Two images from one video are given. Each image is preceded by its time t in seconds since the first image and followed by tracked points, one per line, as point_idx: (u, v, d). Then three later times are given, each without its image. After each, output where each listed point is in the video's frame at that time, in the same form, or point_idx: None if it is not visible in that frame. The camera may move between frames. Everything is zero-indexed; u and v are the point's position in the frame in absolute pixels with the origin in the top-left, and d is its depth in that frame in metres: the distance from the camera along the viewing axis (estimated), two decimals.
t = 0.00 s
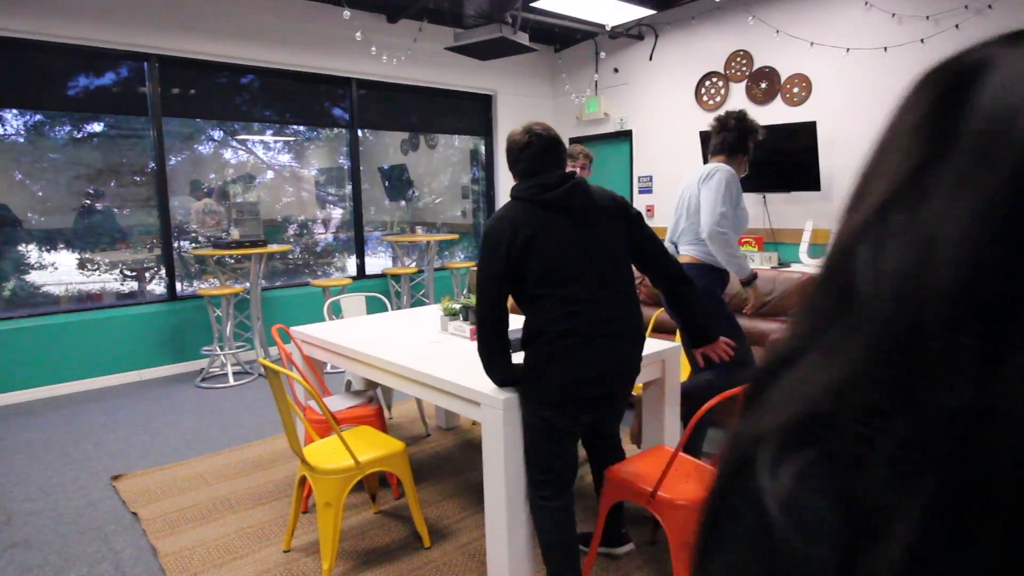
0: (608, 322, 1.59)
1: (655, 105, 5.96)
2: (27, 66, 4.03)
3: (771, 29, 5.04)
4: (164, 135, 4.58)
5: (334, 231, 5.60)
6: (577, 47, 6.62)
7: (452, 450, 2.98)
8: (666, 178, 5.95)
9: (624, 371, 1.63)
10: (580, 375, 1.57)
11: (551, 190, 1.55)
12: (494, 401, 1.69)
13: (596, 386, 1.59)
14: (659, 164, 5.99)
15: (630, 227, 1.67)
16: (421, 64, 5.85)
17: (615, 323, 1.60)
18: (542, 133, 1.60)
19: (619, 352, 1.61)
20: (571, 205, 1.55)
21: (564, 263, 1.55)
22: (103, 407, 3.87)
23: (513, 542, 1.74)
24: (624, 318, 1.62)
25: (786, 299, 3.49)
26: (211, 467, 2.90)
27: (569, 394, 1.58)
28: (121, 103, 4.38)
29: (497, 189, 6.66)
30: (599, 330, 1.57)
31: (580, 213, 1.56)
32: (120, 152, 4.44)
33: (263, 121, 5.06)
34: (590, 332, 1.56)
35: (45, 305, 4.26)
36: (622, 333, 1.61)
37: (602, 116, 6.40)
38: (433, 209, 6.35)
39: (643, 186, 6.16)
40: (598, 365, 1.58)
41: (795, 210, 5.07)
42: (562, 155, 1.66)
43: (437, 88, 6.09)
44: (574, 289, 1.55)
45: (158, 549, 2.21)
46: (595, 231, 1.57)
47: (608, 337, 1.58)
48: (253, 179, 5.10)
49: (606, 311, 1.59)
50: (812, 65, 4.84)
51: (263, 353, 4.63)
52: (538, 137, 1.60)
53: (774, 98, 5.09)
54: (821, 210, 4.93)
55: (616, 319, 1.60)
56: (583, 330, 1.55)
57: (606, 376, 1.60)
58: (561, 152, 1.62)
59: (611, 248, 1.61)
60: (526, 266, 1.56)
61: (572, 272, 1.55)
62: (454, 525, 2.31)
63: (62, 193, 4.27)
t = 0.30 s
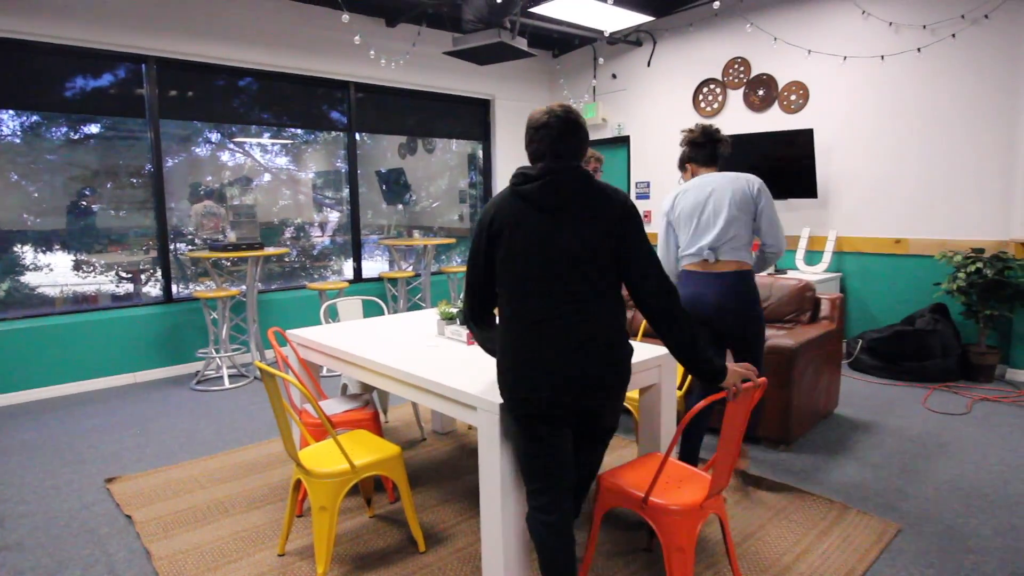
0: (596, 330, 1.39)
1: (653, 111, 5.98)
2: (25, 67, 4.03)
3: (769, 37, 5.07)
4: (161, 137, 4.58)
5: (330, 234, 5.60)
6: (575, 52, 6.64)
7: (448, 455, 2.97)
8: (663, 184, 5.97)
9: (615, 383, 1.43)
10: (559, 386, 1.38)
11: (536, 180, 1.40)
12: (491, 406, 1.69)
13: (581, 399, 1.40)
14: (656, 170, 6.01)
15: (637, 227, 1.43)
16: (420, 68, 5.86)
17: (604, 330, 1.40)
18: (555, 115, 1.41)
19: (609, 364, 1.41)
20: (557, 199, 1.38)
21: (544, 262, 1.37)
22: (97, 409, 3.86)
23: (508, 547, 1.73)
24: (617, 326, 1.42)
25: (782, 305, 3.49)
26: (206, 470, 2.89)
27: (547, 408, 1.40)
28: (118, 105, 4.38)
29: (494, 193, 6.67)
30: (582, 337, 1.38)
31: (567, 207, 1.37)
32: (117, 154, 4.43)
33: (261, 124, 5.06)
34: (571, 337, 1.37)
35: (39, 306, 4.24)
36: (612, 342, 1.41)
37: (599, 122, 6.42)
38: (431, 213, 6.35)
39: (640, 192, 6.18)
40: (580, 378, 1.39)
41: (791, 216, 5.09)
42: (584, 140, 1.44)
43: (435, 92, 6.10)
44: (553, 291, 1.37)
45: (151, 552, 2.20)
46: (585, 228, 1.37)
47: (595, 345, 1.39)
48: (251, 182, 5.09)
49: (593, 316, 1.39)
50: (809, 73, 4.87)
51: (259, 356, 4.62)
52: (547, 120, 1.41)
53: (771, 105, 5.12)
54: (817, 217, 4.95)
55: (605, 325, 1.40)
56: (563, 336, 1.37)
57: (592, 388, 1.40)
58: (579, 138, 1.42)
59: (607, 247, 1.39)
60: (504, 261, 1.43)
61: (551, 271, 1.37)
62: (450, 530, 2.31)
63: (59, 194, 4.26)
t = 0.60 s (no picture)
0: (580, 335, 1.36)
1: (646, 115, 6.00)
2: (14, 65, 3.99)
3: (761, 43, 5.10)
4: (151, 137, 4.55)
5: (322, 236, 5.57)
6: (568, 56, 6.66)
7: (438, 458, 2.96)
8: (655, 188, 5.98)
9: (595, 390, 1.40)
10: (536, 385, 1.36)
11: (552, 175, 1.40)
12: (481, 410, 1.69)
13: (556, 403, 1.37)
14: (648, 174, 6.03)
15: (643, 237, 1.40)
16: (413, 71, 5.86)
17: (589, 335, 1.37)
18: (589, 115, 1.41)
19: (588, 370, 1.37)
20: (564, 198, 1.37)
21: (539, 257, 1.36)
22: (84, 411, 3.82)
23: (498, 551, 1.72)
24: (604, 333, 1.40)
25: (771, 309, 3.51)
26: (195, 473, 2.86)
27: (525, 405, 1.38)
28: (108, 104, 4.34)
29: (487, 196, 6.67)
30: (562, 338, 1.36)
31: (574, 205, 1.36)
32: (107, 153, 4.40)
33: (252, 125, 5.03)
34: (552, 336, 1.35)
35: (26, 307, 4.19)
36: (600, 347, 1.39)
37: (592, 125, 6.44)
38: (423, 215, 6.34)
39: (632, 196, 6.19)
40: (557, 380, 1.35)
41: (782, 221, 5.12)
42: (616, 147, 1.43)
43: (428, 94, 6.10)
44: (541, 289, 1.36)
45: (137, 556, 2.17)
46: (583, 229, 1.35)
47: (576, 348, 1.36)
48: (241, 182, 5.07)
49: (579, 320, 1.36)
50: (800, 79, 4.90)
51: (248, 358, 4.59)
52: (583, 120, 1.41)
53: (762, 111, 5.15)
54: (807, 222, 4.98)
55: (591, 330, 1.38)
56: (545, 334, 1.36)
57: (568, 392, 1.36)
58: (607, 140, 1.41)
59: (603, 251, 1.36)
60: (504, 251, 1.42)
61: (541, 269, 1.36)
62: (439, 533, 2.30)
63: (47, 194, 4.21)
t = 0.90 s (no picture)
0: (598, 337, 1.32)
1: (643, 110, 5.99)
2: (9, 62, 3.98)
3: (759, 36, 5.09)
4: (148, 133, 4.54)
5: (320, 232, 5.57)
6: (565, 50, 6.65)
7: (436, 453, 2.97)
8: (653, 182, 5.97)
9: (611, 393, 1.34)
10: (546, 380, 1.35)
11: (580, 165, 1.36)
12: (479, 404, 1.69)
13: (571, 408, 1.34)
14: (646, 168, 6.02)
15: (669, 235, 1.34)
16: (410, 66, 5.84)
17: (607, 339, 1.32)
18: (619, 99, 1.35)
19: (605, 372, 1.33)
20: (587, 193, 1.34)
21: (558, 257, 1.34)
22: (83, 407, 3.82)
23: (496, 544, 1.73)
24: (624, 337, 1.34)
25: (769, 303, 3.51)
26: (194, 469, 2.87)
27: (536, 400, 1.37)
28: (104, 100, 4.33)
29: (485, 191, 6.66)
30: (580, 340, 1.32)
31: (597, 197, 1.32)
32: (103, 150, 4.39)
33: (249, 120, 5.02)
34: (569, 338, 1.33)
35: (24, 304, 4.19)
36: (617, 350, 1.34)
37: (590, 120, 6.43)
38: (420, 210, 6.34)
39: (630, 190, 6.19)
40: (566, 378, 1.33)
41: (780, 215, 5.12)
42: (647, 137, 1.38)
43: (425, 89, 6.09)
44: (560, 289, 1.34)
45: (137, 551, 2.17)
46: (603, 227, 1.31)
47: (594, 350, 1.32)
48: (239, 178, 5.06)
49: (594, 321, 1.32)
50: (797, 72, 4.90)
51: (246, 354, 4.59)
52: (613, 107, 1.35)
53: (761, 105, 5.14)
54: (805, 216, 4.98)
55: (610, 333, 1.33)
56: (562, 336, 1.33)
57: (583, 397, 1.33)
58: (640, 128, 1.35)
59: (624, 250, 1.31)
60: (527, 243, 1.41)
61: (561, 268, 1.34)
62: (438, 527, 2.30)
63: (44, 191, 4.20)
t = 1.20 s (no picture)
0: (610, 337, 1.30)
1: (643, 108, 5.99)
2: (7, 57, 3.96)
3: (758, 35, 5.09)
4: (146, 129, 4.53)
5: (318, 228, 5.57)
6: (565, 48, 6.64)
7: (434, 451, 2.97)
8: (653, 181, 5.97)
9: (613, 396, 1.31)
10: (552, 380, 1.36)
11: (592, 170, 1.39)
12: (476, 402, 1.69)
13: (582, 410, 1.32)
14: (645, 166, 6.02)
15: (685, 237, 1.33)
16: (409, 63, 5.83)
17: (619, 339, 1.30)
18: (631, 108, 1.38)
19: (606, 372, 1.30)
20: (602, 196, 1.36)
21: (573, 259, 1.36)
22: (81, 403, 3.82)
23: (493, 542, 1.73)
24: (639, 337, 1.31)
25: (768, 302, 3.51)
26: (192, 465, 2.87)
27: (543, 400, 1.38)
28: (103, 95, 4.32)
29: (484, 189, 6.66)
30: (583, 338, 1.32)
31: (605, 200, 1.35)
32: (102, 146, 4.38)
33: (247, 116, 5.01)
34: (573, 336, 1.33)
35: (21, 299, 4.18)
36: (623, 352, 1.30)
37: (589, 118, 6.42)
38: (419, 207, 6.34)
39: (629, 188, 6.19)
40: (569, 377, 1.33)
41: (779, 214, 5.13)
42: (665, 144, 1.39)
43: (424, 87, 6.08)
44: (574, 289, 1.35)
45: (134, 547, 2.18)
46: (615, 227, 1.32)
47: (600, 350, 1.30)
48: (237, 175, 5.05)
49: (598, 321, 1.31)
50: (797, 72, 4.90)
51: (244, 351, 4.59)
52: (625, 115, 1.38)
53: (760, 104, 5.14)
54: (804, 215, 4.99)
55: (622, 332, 1.30)
56: (574, 335, 1.33)
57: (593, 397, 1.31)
58: (657, 134, 1.37)
59: (635, 248, 1.30)
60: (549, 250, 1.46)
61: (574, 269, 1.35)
62: (435, 525, 2.31)
63: (41, 186, 4.20)
